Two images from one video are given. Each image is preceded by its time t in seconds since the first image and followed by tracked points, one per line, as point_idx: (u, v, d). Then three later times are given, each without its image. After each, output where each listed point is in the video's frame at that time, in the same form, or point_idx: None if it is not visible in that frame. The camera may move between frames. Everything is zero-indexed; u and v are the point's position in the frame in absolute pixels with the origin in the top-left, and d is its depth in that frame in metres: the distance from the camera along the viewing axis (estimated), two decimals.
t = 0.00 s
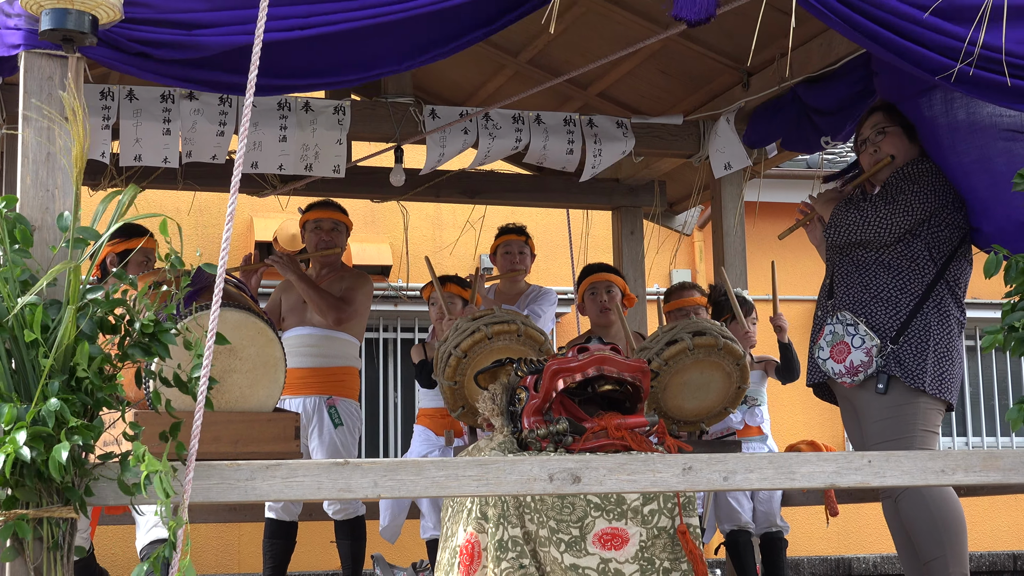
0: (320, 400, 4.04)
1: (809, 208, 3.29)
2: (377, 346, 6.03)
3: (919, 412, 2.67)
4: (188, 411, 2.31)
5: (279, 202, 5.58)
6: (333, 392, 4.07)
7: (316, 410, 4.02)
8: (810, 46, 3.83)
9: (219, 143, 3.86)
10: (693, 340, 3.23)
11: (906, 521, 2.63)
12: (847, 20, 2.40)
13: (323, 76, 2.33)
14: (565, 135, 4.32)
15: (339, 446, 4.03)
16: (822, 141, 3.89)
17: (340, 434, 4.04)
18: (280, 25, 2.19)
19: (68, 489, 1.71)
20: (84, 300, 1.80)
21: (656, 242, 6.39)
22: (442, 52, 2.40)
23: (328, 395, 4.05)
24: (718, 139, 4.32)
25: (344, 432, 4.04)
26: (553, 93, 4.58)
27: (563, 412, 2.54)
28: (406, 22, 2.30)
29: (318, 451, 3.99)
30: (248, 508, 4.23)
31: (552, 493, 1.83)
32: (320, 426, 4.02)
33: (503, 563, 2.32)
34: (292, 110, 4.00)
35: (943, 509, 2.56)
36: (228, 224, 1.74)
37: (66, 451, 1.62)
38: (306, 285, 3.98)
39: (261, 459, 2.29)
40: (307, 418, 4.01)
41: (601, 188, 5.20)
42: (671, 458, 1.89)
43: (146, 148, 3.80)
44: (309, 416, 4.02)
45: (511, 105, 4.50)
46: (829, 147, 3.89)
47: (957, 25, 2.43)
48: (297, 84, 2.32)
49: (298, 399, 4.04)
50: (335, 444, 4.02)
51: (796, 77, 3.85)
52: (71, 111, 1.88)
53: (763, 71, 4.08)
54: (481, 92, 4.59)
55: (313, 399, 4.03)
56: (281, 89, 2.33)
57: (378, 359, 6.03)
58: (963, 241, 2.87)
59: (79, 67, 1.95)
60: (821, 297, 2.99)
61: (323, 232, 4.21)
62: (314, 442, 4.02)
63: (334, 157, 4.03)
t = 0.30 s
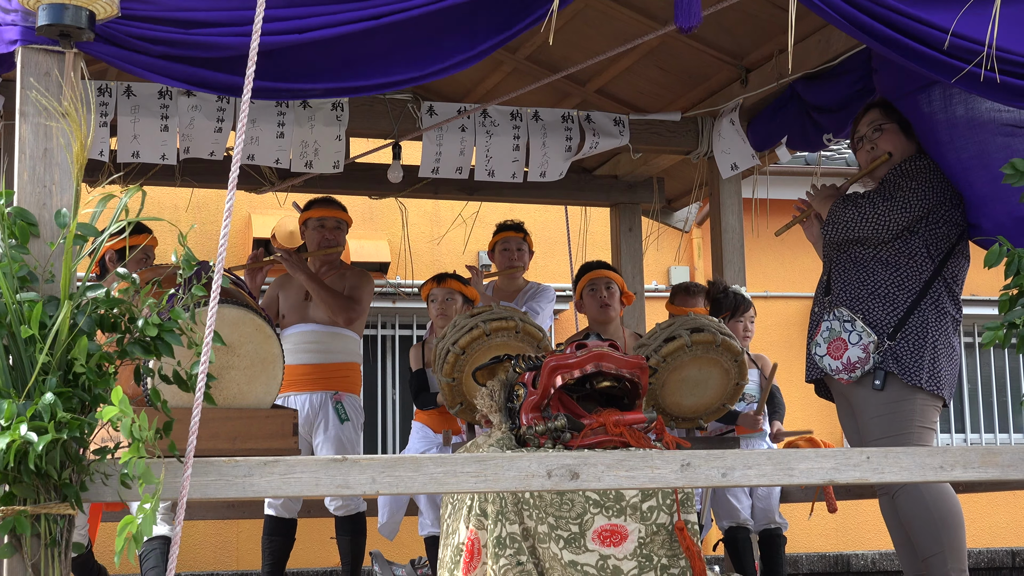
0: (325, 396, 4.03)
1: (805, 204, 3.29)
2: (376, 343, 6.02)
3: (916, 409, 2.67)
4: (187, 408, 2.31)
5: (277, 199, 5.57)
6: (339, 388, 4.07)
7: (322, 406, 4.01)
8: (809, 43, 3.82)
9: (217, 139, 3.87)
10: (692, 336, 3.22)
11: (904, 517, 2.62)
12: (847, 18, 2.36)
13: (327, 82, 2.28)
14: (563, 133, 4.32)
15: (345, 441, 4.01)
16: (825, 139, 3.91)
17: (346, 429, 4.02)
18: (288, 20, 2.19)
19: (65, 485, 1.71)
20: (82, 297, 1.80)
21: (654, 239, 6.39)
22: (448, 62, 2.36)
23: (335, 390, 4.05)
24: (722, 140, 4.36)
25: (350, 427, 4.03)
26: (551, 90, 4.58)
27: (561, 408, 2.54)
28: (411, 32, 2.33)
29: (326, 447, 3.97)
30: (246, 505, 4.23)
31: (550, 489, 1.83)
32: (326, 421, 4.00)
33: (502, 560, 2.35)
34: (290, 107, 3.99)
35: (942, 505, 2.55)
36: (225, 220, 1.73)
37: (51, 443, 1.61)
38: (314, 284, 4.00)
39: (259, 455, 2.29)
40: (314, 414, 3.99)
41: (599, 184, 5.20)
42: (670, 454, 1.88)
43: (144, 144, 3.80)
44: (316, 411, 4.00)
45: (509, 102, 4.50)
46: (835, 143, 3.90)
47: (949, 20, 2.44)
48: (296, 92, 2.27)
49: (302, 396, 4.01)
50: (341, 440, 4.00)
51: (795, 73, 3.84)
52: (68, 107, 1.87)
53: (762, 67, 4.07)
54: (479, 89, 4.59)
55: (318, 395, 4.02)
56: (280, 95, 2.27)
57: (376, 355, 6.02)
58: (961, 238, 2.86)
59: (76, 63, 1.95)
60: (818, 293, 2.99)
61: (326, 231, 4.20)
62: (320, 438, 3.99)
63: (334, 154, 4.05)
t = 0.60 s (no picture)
0: (333, 395, 4.04)
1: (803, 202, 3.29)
2: (374, 342, 6.02)
3: (914, 408, 2.67)
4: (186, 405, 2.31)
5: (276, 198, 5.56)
6: (346, 387, 4.08)
7: (331, 404, 4.03)
8: (807, 42, 3.82)
9: (216, 138, 3.88)
10: (690, 335, 3.23)
11: (903, 516, 2.62)
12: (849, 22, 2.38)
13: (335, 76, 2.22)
14: (561, 130, 4.32)
15: (354, 439, 4.05)
16: (830, 140, 3.89)
17: (354, 427, 4.06)
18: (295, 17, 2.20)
19: (64, 484, 1.70)
20: (82, 296, 1.79)
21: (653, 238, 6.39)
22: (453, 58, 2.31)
23: (342, 389, 4.07)
24: (725, 139, 4.29)
25: (359, 425, 4.06)
26: (550, 89, 4.57)
27: (560, 407, 2.54)
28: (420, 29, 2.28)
29: (337, 444, 4.00)
30: (245, 504, 4.23)
31: (549, 488, 1.83)
32: (336, 419, 4.02)
33: (501, 559, 2.32)
34: (289, 106, 3.99)
35: (941, 505, 2.55)
36: (224, 216, 1.73)
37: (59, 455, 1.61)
38: (326, 284, 4.03)
39: (257, 454, 2.29)
40: (325, 413, 4.01)
41: (598, 183, 5.19)
42: (668, 453, 1.88)
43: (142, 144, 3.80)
44: (324, 410, 4.02)
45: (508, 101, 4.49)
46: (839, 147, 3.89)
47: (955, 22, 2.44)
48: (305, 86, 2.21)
49: (311, 395, 4.01)
50: (350, 438, 4.04)
51: (794, 73, 3.85)
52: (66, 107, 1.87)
53: (761, 66, 4.06)
54: (478, 88, 4.59)
55: (326, 393, 4.03)
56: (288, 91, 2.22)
57: (375, 354, 6.03)
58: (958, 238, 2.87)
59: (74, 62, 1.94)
60: (815, 294, 2.99)
61: (331, 229, 4.18)
62: (330, 436, 4.01)
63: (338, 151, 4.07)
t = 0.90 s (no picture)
0: (345, 394, 4.06)
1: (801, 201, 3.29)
2: (374, 340, 6.02)
3: (914, 407, 2.67)
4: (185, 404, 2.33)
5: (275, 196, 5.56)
6: (357, 384, 4.10)
7: (344, 402, 4.05)
8: (807, 41, 3.81)
9: (216, 138, 3.87)
10: (689, 334, 3.23)
11: (903, 514, 2.62)
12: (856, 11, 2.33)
13: (336, 76, 2.23)
14: (561, 129, 4.32)
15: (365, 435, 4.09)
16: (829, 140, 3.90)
17: (365, 424, 4.10)
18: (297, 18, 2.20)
19: (63, 483, 1.70)
20: (82, 295, 1.79)
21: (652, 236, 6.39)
22: (451, 59, 2.31)
23: (354, 387, 4.09)
24: (725, 139, 4.28)
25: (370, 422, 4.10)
26: (549, 88, 4.57)
27: (559, 405, 2.54)
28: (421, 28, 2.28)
29: (350, 442, 4.03)
30: (244, 503, 4.23)
31: (548, 486, 1.83)
32: (349, 417, 4.06)
33: (500, 558, 2.36)
34: (288, 104, 4.00)
35: (941, 502, 2.55)
36: (224, 215, 1.73)
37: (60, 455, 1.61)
38: (340, 282, 4.07)
39: (256, 453, 2.30)
40: (337, 411, 4.04)
41: (598, 182, 5.19)
42: (668, 451, 1.88)
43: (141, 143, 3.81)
44: (338, 408, 4.04)
45: (507, 99, 4.49)
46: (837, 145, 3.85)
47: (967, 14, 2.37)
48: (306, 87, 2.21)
49: (323, 395, 4.02)
50: (359, 435, 4.08)
51: (793, 71, 3.85)
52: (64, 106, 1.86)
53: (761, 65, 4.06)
54: (477, 86, 4.59)
55: (340, 393, 4.05)
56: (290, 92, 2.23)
57: (374, 352, 6.03)
58: (958, 238, 2.87)
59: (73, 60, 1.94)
60: (815, 293, 2.99)
61: (330, 228, 4.09)
62: (342, 433, 4.02)
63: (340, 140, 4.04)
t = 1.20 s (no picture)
0: (353, 393, 4.09)
1: (798, 198, 3.28)
2: (373, 338, 6.03)
3: (918, 404, 2.67)
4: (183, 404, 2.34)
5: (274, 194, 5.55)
6: (364, 383, 4.13)
7: (353, 402, 4.09)
8: (806, 39, 3.81)
9: (213, 135, 3.88)
10: (689, 332, 3.22)
11: (903, 511, 2.62)
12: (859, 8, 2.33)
13: (332, 74, 2.22)
14: (559, 127, 4.31)
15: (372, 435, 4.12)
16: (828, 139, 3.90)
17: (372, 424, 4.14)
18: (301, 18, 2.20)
19: (61, 480, 1.70)
20: (79, 292, 1.79)
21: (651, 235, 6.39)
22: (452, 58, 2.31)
23: (361, 386, 4.12)
24: (725, 137, 4.28)
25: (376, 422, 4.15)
26: (549, 86, 4.57)
27: (558, 403, 2.54)
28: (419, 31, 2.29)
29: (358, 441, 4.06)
30: (243, 501, 4.22)
31: (548, 484, 1.83)
32: (357, 416, 4.09)
33: (500, 556, 2.31)
34: (287, 102, 3.98)
35: (940, 500, 2.55)
36: (222, 215, 1.71)
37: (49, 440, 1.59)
38: (353, 276, 4.11)
39: (255, 451, 2.29)
40: (346, 411, 4.07)
41: (597, 180, 5.19)
42: (667, 450, 1.87)
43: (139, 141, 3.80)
44: (346, 407, 4.07)
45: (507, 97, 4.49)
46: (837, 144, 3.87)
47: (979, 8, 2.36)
48: (302, 82, 2.20)
49: (332, 395, 4.04)
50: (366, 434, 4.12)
51: (791, 69, 3.85)
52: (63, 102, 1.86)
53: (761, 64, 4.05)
54: (476, 84, 4.59)
55: (348, 392, 4.08)
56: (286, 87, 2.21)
57: (373, 351, 6.03)
58: (959, 232, 2.85)
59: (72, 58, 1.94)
60: (818, 291, 2.99)
61: (327, 225, 4.04)
62: (350, 433, 4.06)
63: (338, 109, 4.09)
